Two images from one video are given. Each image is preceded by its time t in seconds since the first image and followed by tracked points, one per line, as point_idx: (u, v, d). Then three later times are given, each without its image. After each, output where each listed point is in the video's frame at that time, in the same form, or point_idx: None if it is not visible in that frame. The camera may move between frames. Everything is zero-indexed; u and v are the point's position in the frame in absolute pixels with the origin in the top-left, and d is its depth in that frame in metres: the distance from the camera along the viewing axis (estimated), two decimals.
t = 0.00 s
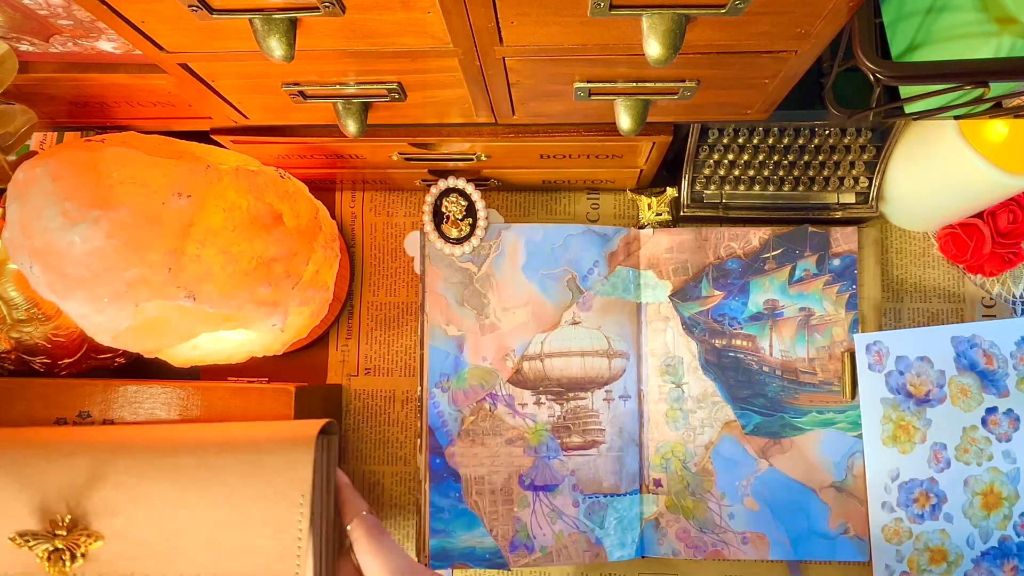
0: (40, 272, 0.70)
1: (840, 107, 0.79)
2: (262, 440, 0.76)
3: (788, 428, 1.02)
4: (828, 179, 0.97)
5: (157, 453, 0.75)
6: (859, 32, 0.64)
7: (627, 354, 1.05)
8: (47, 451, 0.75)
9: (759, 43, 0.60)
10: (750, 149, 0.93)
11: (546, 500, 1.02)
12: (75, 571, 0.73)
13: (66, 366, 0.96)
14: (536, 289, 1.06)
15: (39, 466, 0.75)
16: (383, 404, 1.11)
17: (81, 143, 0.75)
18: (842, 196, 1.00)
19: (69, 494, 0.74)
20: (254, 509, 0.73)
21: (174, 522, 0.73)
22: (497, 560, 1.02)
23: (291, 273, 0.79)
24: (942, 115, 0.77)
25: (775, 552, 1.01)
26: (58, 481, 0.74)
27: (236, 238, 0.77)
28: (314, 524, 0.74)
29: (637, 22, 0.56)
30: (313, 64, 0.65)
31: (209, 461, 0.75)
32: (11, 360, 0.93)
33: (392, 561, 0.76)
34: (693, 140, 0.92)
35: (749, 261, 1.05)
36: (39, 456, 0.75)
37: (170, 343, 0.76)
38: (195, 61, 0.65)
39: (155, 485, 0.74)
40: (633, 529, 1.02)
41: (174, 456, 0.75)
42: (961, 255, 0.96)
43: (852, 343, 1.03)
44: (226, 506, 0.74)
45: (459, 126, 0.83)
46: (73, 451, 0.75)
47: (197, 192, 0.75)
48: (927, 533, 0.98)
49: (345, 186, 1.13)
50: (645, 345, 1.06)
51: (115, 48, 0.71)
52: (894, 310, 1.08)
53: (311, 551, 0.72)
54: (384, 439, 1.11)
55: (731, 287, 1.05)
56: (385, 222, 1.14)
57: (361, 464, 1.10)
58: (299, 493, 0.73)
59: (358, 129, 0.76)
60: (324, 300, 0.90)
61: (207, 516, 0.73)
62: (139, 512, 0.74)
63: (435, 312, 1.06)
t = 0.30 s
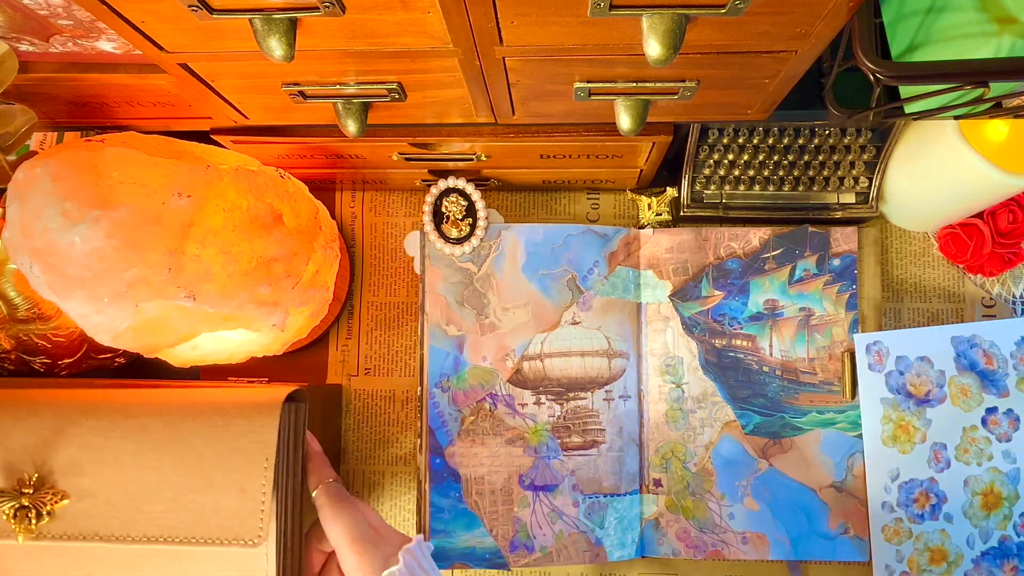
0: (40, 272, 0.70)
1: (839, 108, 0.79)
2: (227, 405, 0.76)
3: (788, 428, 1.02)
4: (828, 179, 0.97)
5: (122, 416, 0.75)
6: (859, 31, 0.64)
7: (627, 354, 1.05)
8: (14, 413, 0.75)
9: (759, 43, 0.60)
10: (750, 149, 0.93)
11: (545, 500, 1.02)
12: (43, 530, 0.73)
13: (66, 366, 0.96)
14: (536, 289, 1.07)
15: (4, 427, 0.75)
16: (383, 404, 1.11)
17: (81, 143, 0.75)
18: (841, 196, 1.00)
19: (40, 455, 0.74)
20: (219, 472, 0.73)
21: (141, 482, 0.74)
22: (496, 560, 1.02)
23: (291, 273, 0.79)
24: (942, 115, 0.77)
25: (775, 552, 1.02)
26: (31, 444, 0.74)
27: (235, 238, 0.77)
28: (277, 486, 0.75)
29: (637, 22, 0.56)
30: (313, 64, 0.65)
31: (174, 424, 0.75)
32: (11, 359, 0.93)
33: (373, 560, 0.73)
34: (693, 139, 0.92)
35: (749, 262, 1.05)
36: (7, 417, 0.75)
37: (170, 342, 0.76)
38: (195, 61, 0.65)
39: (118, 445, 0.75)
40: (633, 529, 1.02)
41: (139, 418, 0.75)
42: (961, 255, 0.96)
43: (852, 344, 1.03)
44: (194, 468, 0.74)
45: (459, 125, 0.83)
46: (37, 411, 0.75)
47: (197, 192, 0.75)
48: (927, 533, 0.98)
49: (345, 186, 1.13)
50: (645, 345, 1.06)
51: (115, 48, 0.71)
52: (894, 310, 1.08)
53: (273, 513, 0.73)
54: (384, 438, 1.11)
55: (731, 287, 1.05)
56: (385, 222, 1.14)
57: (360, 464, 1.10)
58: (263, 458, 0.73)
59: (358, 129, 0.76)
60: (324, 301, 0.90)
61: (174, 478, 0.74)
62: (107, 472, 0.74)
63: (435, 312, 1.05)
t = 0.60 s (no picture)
0: (40, 272, 0.70)
1: (840, 107, 0.79)
2: (214, 386, 0.81)
3: (788, 428, 1.02)
4: (828, 179, 0.97)
5: (110, 395, 0.81)
6: (859, 31, 0.64)
7: (627, 354, 1.05)
8: (9, 393, 0.81)
9: (759, 43, 0.60)
10: (750, 149, 0.93)
11: (546, 500, 1.02)
12: (29, 507, 0.77)
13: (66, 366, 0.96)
14: (536, 289, 1.07)
15: None
16: (384, 404, 1.11)
17: (81, 143, 0.75)
18: (842, 196, 1.00)
19: (27, 433, 0.80)
20: (203, 449, 0.79)
21: (127, 460, 0.79)
22: (497, 560, 1.02)
23: (291, 273, 0.79)
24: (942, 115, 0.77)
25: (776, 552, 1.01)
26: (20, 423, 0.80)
27: (235, 238, 0.76)
28: (261, 468, 0.80)
29: (636, 22, 0.56)
30: (312, 64, 0.65)
31: (160, 402, 0.81)
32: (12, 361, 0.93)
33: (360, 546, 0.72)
34: (693, 139, 0.92)
35: (749, 262, 1.05)
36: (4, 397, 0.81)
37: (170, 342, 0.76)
38: (196, 61, 0.65)
39: (107, 424, 0.80)
40: (633, 529, 1.02)
41: (126, 397, 0.81)
42: (962, 255, 0.96)
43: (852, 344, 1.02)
44: (181, 448, 0.79)
45: (458, 126, 0.83)
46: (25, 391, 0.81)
47: (197, 192, 0.75)
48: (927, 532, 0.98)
49: (344, 186, 1.13)
50: (645, 345, 1.06)
51: (115, 48, 0.71)
52: (894, 310, 1.08)
53: (257, 493, 0.78)
54: (384, 438, 1.11)
55: (731, 287, 1.05)
56: (385, 222, 1.14)
57: (361, 464, 1.10)
58: (248, 437, 0.78)
59: (358, 129, 0.76)
60: (324, 301, 0.89)
61: (159, 455, 0.79)
62: (94, 452, 0.79)
63: (435, 311, 1.05)
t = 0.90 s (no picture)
0: (40, 272, 0.70)
1: (839, 107, 0.79)
2: (215, 386, 0.81)
3: (788, 428, 1.02)
4: (828, 179, 0.97)
5: (110, 394, 0.81)
6: (859, 31, 0.64)
7: (627, 354, 1.05)
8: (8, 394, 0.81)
9: (759, 43, 0.60)
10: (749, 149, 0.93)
11: (546, 500, 1.02)
12: (29, 507, 0.77)
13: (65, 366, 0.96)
14: (536, 289, 1.07)
15: None
16: (384, 404, 1.11)
17: (81, 143, 0.75)
18: (842, 196, 1.00)
19: (27, 433, 0.80)
20: (203, 450, 0.78)
21: (127, 460, 0.79)
22: (497, 560, 1.02)
23: (291, 273, 0.79)
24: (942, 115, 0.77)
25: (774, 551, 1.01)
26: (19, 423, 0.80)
27: (235, 237, 0.76)
28: (261, 467, 0.80)
29: (636, 22, 0.56)
30: (312, 64, 0.65)
31: (160, 402, 0.81)
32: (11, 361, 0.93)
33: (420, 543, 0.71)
34: (693, 139, 0.92)
35: (749, 262, 1.05)
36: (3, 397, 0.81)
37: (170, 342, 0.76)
38: (196, 61, 0.65)
39: (107, 424, 0.80)
40: (633, 529, 1.02)
41: (126, 397, 0.81)
42: (962, 255, 0.96)
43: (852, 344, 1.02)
44: (183, 448, 0.79)
45: (458, 126, 0.83)
46: (24, 390, 0.81)
47: (197, 192, 0.75)
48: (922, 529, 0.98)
49: (344, 186, 1.13)
50: (645, 345, 1.06)
51: (115, 48, 0.71)
52: (894, 310, 1.08)
53: (257, 493, 0.78)
54: (384, 438, 1.11)
55: (731, 287, 1.05)
56: (385, 222, 1.14)
57: (361, 464, 1.10)
58: (248, 437, 0.78)
59: (357, 129, 0.76)
60: (324, 301, 0.89)
61: (160, 455, 0.79)
62: (93, 452, 0.79)
63: (435, 311, 1.05)
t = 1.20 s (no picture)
0: (40, 272, 0.70)
1: (839, 107, 0.79)
2: (215, 387, 0.81)
3: (788, 428, 1.02)
4: (828, 179, 0.97)
5: (110, 394, 0.81)
6: (859, 31, 0.64)
7: (627, 354, 1.05)
8: (7, 394, 0.81)
9: (759, 43, 0.60)
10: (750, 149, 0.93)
11: (546, 500, 1.02)
12: (29, 507, 0.77)
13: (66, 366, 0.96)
14: (536, 289, 1.07)
15: None
16: (384, 403, 1.11)
17: (81, 143, 0.75)
18: (841, 196, 1.00)
19: (26, 433, 0.80)
20: (203, 449, 0.78)
21: (127, 460, 0.79)
22: (496, 560, 1.02)
23: (291, 273, 0.79)
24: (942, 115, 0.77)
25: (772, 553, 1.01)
26: (19, 423, 0.80)
27: (235, 237, 0.76)
28: (261, 468, 0.80)
29: (636, 22, 0.56)
30: (312, 64, 0.65)
31: (160, 403, 0.80)
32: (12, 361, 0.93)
33: None
34: (693, 139, 0.92)
35: (749, 262, 1.05)
36: (3, 397, 0.81)
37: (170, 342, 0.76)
38: (196, 61, 0.65)
39: (107, 424, 0.80)
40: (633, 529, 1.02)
41: (126, 397, 0.81)
42: (961, 255, 0.96)
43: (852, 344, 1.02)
44: (183, 448, 0.79)
45: (458, 126, 0.83)
46: (24, 391, 0.81)
47: (198, 192, 0.75)
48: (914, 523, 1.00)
49: (345, 186, 1.13)
50: (645, 345, 1.06)
51: (115, 48, 0.71)
52: (894, 310, 1.08)
53: (256, 493, 0.78)
54: (384, 438, 1.11)
55: (730, 287, 1.05)
56: (385, 222, 1.14)
57: (361, 464, 1.10)
58: (248, 437, 0.78)
59: (357, 129, 0.76)
60: (324, 301, 0.89)
61: (160, 456, 0.79)
62: (93, 452, 0.79)
63: (434, 311, 1.05)
